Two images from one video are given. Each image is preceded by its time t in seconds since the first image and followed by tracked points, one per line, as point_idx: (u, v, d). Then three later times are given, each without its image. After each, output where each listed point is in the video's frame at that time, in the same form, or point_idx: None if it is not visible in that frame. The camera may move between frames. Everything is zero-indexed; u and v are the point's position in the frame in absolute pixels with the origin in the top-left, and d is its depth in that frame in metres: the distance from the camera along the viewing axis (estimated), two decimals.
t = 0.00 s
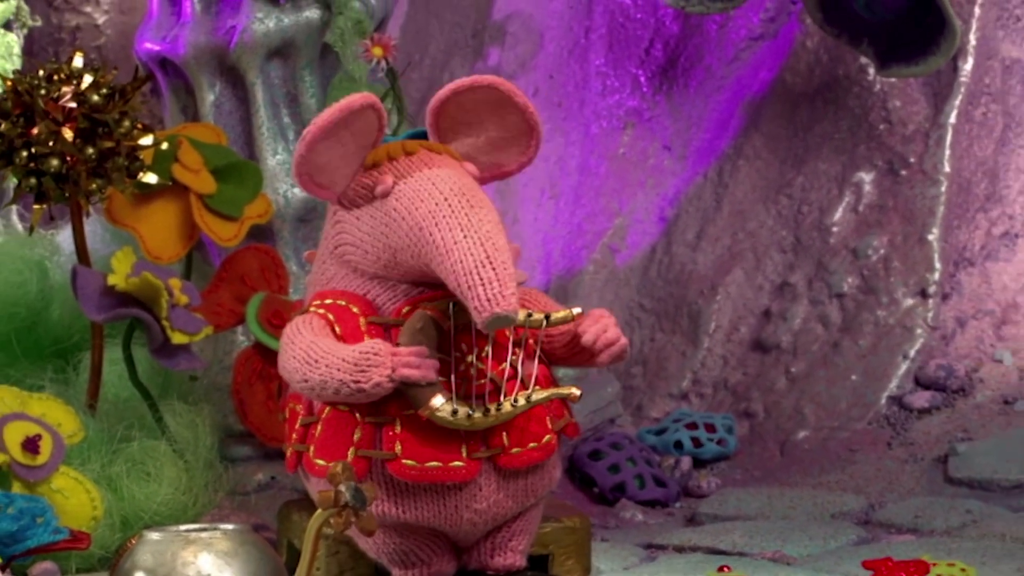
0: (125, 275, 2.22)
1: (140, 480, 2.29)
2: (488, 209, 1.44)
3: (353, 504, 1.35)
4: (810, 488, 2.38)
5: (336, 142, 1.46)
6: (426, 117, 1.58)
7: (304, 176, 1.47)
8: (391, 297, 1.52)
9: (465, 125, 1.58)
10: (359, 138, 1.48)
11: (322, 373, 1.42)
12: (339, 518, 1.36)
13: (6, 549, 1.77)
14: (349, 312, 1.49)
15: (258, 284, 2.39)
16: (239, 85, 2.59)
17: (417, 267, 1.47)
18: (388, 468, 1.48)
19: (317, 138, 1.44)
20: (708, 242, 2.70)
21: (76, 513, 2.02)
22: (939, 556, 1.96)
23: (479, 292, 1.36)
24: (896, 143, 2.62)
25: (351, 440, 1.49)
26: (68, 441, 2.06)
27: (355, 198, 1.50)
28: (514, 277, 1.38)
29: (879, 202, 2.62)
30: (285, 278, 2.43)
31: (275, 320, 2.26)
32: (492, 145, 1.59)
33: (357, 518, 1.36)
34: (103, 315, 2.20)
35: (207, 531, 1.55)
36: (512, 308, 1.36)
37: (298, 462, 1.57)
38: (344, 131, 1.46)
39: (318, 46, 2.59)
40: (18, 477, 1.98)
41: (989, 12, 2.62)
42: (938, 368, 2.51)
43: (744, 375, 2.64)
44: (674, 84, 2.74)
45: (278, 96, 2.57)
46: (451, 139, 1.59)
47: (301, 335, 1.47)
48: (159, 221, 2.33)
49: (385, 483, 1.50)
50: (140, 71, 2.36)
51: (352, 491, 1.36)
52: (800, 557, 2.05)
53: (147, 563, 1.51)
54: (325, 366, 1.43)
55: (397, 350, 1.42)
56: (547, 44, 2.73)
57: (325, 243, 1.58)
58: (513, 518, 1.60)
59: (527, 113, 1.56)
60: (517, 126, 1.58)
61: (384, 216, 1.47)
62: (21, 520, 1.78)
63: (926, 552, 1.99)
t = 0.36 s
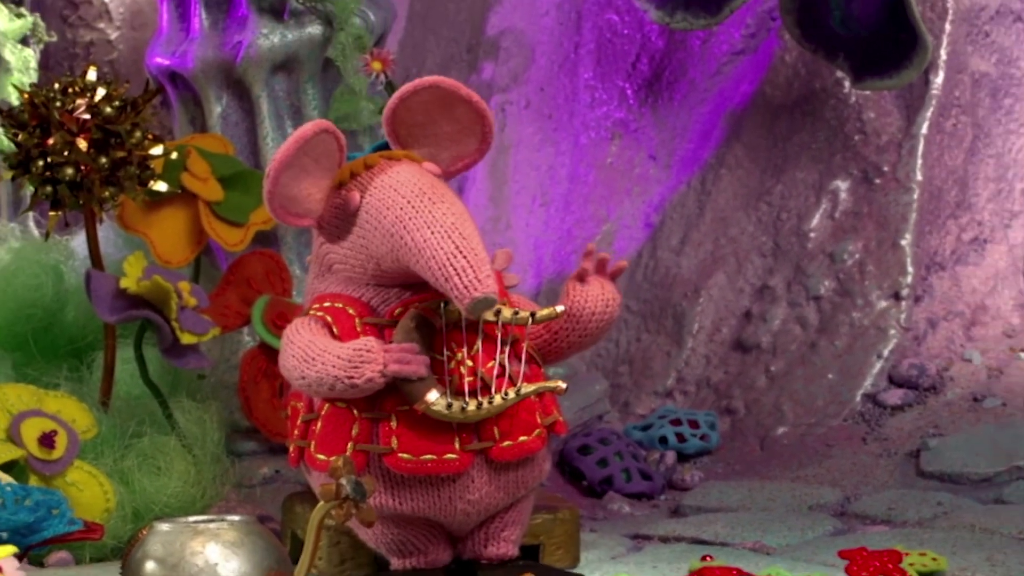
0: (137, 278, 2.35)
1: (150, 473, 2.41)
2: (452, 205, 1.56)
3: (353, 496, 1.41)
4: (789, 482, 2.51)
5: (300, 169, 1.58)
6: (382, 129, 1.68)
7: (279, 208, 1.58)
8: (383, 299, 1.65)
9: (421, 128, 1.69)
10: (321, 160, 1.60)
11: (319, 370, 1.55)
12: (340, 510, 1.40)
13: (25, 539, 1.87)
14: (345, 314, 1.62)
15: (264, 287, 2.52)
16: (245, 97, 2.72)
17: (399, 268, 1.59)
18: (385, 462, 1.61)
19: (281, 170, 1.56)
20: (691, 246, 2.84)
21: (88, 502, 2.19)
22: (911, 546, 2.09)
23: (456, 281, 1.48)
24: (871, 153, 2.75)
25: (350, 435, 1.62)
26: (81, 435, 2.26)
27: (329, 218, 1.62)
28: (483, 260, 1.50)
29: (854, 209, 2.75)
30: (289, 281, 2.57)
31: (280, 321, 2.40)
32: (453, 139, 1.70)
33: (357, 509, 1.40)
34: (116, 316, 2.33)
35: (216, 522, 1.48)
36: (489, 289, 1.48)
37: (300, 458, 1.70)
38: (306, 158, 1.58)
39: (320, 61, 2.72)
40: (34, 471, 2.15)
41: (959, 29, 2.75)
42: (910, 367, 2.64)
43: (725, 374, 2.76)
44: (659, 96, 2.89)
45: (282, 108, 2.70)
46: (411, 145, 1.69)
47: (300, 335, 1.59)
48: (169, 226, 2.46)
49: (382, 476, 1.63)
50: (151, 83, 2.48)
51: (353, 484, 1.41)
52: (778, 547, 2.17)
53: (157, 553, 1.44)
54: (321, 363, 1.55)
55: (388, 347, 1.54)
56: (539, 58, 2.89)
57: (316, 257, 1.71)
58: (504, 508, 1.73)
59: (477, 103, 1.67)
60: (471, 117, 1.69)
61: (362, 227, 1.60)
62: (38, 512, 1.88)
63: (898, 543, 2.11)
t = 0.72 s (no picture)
0: (146, 280, 2.47)
1: (159, 468, 2.53)
2: (482, 231, 1.71)
3: (353, 489, 1.49)
4: (772, 476, 2.62)
5: (351, 156, 1.74)
6: (438, 140, 1.86)
7: (320, 184, 1.74)
8: (388, 300, 1.77)
9: (470, 150, 1.86)
10: (373, 154, 1.76)
11: (324, 366, 1.67)
12: (341, 503, 1.48)
13: (39, 531, 1.99)
14: (352, 313, 1.74)
15: (268, 290, 2.63)
16: (249, 107, 2.83)
17: (414, 276, 1.72)
18: (386, 457, 1.72)
19: (333, 152, 1.72)
20: (678, 250, 2.95)
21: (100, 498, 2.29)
22: (888, 538, 2.20)
23: (470, 305, 1.63)
24: (850, 160, 2.86)
25: (352, 430, 1.73)
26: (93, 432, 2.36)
27: (363, 209, 1.77)
28: (500, 294, 1.64)
29: (834, 214, 2.86)
30: (293, 283, 2.67)
31: (283, 323, 2.51)
32: (495, 169, 1.87)
33: (357, 503, 1.49)
34: (126, 316, 2.44)
35: (221, 514, 1.54)
36: (497, 322, 1.62)
37: (304, 451, 1.82)
38: (360, 147, 1.74)
39: (322, 73, 2.84)
40: (48, 466, 2.27)
41: (935, 42, 2.87)
42: (888, 366, 2.75)
43: (710, 373, 2.87)
44: (647, 106, 3.00)
45: (286, 118, 2.81)
46: (456, 161, 1.87)
47: (308, 331, 1.72)
48: (177, 231, 2.57)
49: (383, 471, 1.74)
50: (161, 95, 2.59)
51: (353, 479, 1.50)
52: (762, 539, 2.28)
53: (166, 545, 1.51)
54: (327, 360, 1.68)
55: (392, 349, 1.68)
56: (532, 70, 3.01)
57: (333, 247, 1.83)
58: (499, 504, 1.84)
59: (527, 144, 1.85)
60: (518, 156, 1.86)
61: (389, 227, 1.73)
62: (51, 505, 2.00)
63: (877, 535, 2.22)
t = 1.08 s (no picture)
0: (156, 284, 2.61)
1: (169, 462, 2.67)
2: (477, 238, 1.85)
3: (354, 483, 1.65)
4: (752, 470, 2.76)
5: (356, 163, 1.89)
6: (438, 150, 2.00)
7: (326, 187, 1.89)
8: (386, 302, 1.90)
9: (469, 160, 2.01)
10: (377, 162, 1.90)
11: (324, 365, 1.81)
12: (342, 496, 1.65)
13: (54, 523, 2.13)
14: (351, 315, 1.88)
15: (273, 292, 2.76)
16: (254, 118, 2.97)
17: (412, 278, 1.86)
18: (385, 451, 1.85)
19: (339, 157, 1.87)
20: (663, 255, 3.09)
21: (113, 490, 2.44)
22: (864, 529, 2.33)
23: (464, 308, 1.76)
24: (828, 169, 3.00)
25: (352, 426, 1.87)
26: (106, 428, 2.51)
27: (366, 213, 1.91)
28: (493, 298, 1.78)
29: (812, 221, 3.00)
30: (295, 286, 2.80)
31: (287, 324, 2.65)
32: (492, 180, 2.02)
33: (358, 495, 1.65)
34: (138, 318, 2.58)
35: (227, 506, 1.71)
36: (489, 325, 1.76)
37: (307, 446, 1.96)
38: (365, 155, 1.89)
39: (323, 85, 2.97)
40: (63, 460, 2.41)
41: (908, 56, 3.01)
42: (863, 365, 2.89)
43: (694, 371, 3.01)
44: (634, 118, 3.15)
45: (289, 129, 2.95)
46: (456, 170, 2.01)
47: (309, 332, 1.85)
48: (186, 236, 2.70)
49: (381, 466, 1.88)
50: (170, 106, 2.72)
51: (353, 472, 1.65)
52: (743, 530, 2.42)
53: (176, 536, 1.66)
54: (326, 360, 1.81)
55: (388, 351, 1.81)
56: (524, 82, 3.18)
57: (337, 248, 1.97)
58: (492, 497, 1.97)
59: (522, 157, 1.99)
60: (514, 167, 2.01)
61: (390, 231, 1.87)
62: (65, 497, 2.14)
63: (853, 526, 2.36)
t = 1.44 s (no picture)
0: (167, 287, 2.76)
1: (179, 456, 2.82)
2: (476, 219, 2.02)
3: (354, 475, 1.73)
4: (732, 464, 2.92)
5: (369, 159, 2.10)
6: (447, 169, 2.17)
7: (339, 178, 2.09)
8: (389, 291, 2.07)
9: (474, 179, 2.18)
10: (388, 162, 2.11)
11: (328, 349, 1.97)
12: (344, 488, 1.73)
13: (70, 513, 2.29)
14: (355, 308, 2.04)
15: (278, 295, 2.92)
16: (260, 130, 3.14)
17: (414, 258, 2.02)
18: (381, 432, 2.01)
19: (353, 149, 2.07)
20: (648, 260, 3.25)
21: (126, 481, 2.60)
22: (838, 519, 2.49)
23: (461, 268, 1.92)
24: (803, 178, 3.17)
25: (353, 411, 2.03)
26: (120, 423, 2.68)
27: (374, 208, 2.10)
28: (486, 262, 1.94)
29: (789, 227, 3.16)
30: (300, 290, 2.96)
31: (291, 324, 2.81)
32: (495, 197, 2.17)
33: (358, 488, 1.73)
34: (149, 320, 2.74)
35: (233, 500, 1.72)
36: (482, 282, 1.91)
37: (310, 436, 2.12)
38: (377, 151, 2.10)
39: (326, 99, 3.13)
40: (78, 454, 2.57)
41: (880, 71, 3.17)
42: (837, 364, 3.05)
43: (677, 369, 3.17)
44: (619, 130, 3.32)
45: (293, 140, 3.12)
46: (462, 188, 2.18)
47: (315, 323, 2.01)
48: (196, 241, 2.85)
49: (378, 450, 2.04)
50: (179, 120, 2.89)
51: (354, 466, 1.74)
52: (723, 520, 2.58)
53: (185, 526, 1.69)
54: (330, 343, 1.97)
55: (389, 334, 1.95)
56: (516, 97, 3.36)
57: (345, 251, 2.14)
58: (484, 487, 2.13)
59: (523, 174, 2.15)
60: (516, 185, 2.17)
61: (396, 216, 2.05)
62: (81, 490, 2.31)
63: (827, 517, 2.51)
